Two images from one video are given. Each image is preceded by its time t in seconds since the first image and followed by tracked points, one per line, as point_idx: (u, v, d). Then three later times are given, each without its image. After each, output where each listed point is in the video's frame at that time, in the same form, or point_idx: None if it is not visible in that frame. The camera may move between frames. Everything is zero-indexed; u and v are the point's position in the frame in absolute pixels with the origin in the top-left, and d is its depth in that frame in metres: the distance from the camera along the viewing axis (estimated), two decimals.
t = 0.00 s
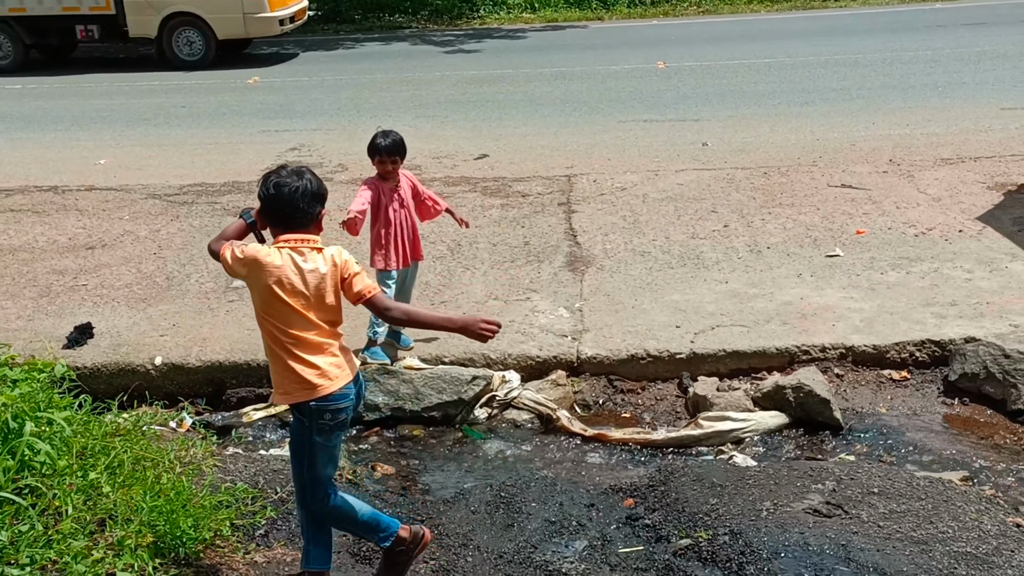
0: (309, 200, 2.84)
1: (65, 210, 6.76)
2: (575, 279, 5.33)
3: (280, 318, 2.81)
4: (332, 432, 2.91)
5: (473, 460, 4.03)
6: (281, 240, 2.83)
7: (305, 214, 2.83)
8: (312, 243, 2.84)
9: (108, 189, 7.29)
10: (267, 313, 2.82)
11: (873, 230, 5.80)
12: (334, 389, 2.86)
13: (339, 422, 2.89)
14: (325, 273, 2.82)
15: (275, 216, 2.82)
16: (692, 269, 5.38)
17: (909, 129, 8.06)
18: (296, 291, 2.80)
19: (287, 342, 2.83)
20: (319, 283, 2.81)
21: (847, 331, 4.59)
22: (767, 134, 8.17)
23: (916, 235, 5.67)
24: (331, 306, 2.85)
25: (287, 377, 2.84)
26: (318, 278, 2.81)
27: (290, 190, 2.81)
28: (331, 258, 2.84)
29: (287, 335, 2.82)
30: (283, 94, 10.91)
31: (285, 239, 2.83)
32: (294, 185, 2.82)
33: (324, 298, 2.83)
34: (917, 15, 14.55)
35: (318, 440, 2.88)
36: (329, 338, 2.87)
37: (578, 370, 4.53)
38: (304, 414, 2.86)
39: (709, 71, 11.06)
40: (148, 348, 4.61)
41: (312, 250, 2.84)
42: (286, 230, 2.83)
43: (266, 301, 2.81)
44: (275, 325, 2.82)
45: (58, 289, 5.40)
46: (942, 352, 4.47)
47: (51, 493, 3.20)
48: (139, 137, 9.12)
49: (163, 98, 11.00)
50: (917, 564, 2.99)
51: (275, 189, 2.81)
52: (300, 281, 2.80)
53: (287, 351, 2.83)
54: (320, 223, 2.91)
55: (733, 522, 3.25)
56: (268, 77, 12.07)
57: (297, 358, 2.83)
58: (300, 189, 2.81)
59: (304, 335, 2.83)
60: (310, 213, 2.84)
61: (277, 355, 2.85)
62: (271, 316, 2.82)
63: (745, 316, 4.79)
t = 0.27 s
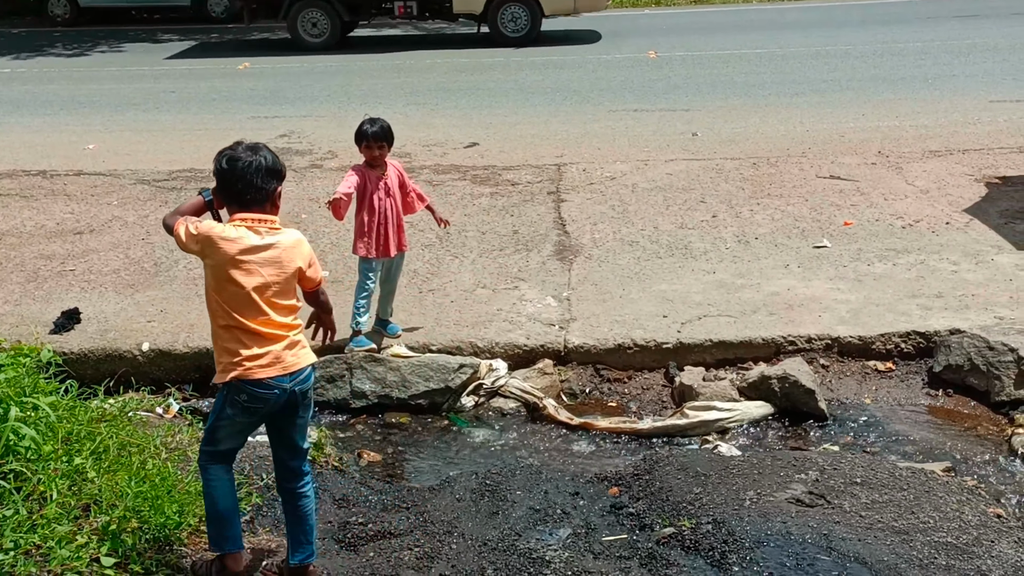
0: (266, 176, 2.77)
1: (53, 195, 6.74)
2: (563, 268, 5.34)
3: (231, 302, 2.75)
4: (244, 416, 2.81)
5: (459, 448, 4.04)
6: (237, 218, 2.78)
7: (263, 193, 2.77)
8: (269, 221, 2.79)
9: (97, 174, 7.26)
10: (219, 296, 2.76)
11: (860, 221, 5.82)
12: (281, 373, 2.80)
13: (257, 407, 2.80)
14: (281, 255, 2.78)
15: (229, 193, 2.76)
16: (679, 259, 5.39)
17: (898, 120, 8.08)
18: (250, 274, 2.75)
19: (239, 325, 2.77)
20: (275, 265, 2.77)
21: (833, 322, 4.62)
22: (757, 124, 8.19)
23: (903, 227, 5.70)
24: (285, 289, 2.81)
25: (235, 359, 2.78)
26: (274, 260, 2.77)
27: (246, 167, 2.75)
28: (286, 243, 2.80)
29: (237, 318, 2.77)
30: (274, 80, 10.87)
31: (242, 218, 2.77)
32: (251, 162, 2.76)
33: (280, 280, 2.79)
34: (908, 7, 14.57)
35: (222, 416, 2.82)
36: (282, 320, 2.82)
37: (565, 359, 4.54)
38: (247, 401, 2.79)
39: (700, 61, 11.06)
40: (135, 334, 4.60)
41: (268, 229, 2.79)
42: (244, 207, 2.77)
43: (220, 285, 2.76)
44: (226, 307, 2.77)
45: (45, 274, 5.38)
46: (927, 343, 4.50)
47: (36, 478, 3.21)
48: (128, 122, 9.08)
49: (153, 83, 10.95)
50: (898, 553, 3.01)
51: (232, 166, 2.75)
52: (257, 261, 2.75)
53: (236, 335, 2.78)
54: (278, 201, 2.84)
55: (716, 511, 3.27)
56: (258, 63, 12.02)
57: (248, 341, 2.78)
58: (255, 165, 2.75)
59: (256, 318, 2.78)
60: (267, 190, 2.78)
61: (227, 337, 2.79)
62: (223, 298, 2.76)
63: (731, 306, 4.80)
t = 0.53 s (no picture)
0: (236, 171, 2.72)
1: (47, 191, 6.72)
2: (557, 266, 5.34)
3: (185, 295, 2.71)
4: (202, 418, 2.78)
5: (452, 446, 4.03)
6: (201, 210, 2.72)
7: (231, 188, 2.72)
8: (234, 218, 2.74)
9: (91, 169, 7.24)
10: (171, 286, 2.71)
11: (855, 220, 5.83)
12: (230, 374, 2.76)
13: (203, 403, 2.76)
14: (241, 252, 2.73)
15: (193, 184, 2.70)
16: (674, 258, 5.39)
17: (893, 119, 8.09)
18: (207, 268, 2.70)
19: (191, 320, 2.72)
20: (236, 263, 2.72)
21: (827, 321, 4.62)
22: (752, 123, 8.19)
23: (897, 226, 5.70)
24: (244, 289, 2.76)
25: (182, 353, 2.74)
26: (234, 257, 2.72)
27: (218, 157, 2.70)
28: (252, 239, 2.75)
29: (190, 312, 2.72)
30: (269, 76, 10.85)
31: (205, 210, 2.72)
32: (224, 153, 2.70)
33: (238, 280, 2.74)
34: (903, 5, 14.58)
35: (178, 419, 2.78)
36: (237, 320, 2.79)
37: (559, 357, 4.54)
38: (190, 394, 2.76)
39: (695, 59, 11.07)
40: (128, 330, 4.59)
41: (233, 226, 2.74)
42: (210, 198, 2.71)
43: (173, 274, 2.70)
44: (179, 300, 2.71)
45: (39, 270, 5.37)
46: (920, 342, 4.50)
47: (27, 476, 3.22)
48: (123, 117, 9.06)
49: (148, 78, 10.93)
50: (890, 553, 3.02)
51: (202, 154, 2.69)
52: (215, 256, 2.70)
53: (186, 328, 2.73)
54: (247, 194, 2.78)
55: (709, 511, 3.27)
56: (253, 59, 12.00)
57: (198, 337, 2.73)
58: (223, 157, 2.69)
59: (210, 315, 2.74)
60: (237, 184, 2.72)
61: (176, 330, 2.73)
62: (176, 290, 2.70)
63: (725, 305, 4.80)
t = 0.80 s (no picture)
0: (230, 178, 2.70)
1: (46, 198, 6.72)
2: (556, 274, 5.34)
3: (175, 307, 2.71)
4: (193, 419, 2.80)
5: (450, 455, 4.02)
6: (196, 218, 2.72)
7: (222, 197, 2.69)
8: (228, 226, 2.71)
9: (90, 176, 7.24)
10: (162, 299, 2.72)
11: (854, 228, 5.83)
12: (221, 384, 2.78)
13: (192, 406, 2.80)
14: (229, 266, 2.70)
15: (190, 190, 2.70)
16: (673, 266, 5.39)
17: (892, 127, 8.10)
18: (197, 281, 2.70)
19: (181, 332, 2.74)
20: (223, 274, 2.70)
21: (826, 330, 4.61)
22: (751, 131, 8.20)
23: (896, 235, 5.70)
24: (232, 303, 2.72)
25: (178, 362, 2.78)
26: (222, 269, 2.70)
27: (213, 163, 2.68)
28: (241, 248, 2.71)
29: (181, 324, 2.73)
30: (268, 83, 10.86)
31: (199, 218, 2.71)
32: (217, 160, 2.69)
33: (225, 294, 2.71)
34: (902, 13, 14.61)
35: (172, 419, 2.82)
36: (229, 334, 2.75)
37: (557, 366, 4.53)
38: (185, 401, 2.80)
39: (695, 66, 11.08)
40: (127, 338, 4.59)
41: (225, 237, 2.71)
42: (204, 206, 2.70)
43: (164, 286, 2.71)
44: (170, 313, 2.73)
45: (37, 277, 5.36)
46: (919, 352, 4.50)
47: (23, 486, 3.21)
48: (122, 124, 9.06)
49: (147, 85, 10.93)
50: (889, 564, 3.01)
51: (197, 159, 2.69)
52: (203, 269, 2.69)
53: (179, 339, 2.75)
54: (246, 201, 2.75)
55: (708, 521, 3.26)
56: (253, 66, 12.01)
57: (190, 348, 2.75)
58: (220, 160, 2.68)
59: (199, 328, 2.73)
60: (231, 192, 2.70)
61: (170, 340, 2.76)
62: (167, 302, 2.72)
63: (724, 314, 4.80)
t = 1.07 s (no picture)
0: (242, 191, 2.73)
1: (49, 208, 6.73)
2: (559, 285, 5.34)
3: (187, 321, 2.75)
4: (210, 424, 2.88)
5: (453, 467, 4.02)
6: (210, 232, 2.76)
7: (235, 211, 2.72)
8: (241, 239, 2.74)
9: (93, 187, 7.26)
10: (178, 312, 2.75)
11: (857, 240, 5.82)
12: (234, 396, 2.81)
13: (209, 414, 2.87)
14: (241, 279, 2.72)
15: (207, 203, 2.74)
16: (676, 277, 5.38)
17: (895, 139, 8.09)
18: (210, 294, 2.72)
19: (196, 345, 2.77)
20: (234, 288, 2.72)
21: (829, 341, 4.61)
22: (754, 142, 8.20)
23: (900, 246, 5.69)
24: (244, 316, 2.73)
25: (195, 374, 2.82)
26: (234, 282, 2.72)
27: (227, 177, 2.72)
28: (252, 259, 2.73)
29: (196, 337, 2.76)
30: (272, 94, 10.89)
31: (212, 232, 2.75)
32: (230, 175, 2.72)
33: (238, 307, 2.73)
34: (905, 24, 14.62)
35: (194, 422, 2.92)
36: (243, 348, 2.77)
37: (560, 377, 4.53)
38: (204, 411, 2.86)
39: (698, 77, 11.09)
40: (129, 349, 4.59)
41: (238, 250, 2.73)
42: (218, 219, 2.73)
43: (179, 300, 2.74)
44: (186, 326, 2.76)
45: (40, 288, 5.37)
46: (923, 364, 4.49)
47: (25, 498, 3.20)
48: (126, 135, 9.08)
49: (151, 95, 10.97)
50: None
51: (212, 174, 2.73)
52: (216, 283, 2.72)
53: (195, 352, 2.78)
54: (260, 214, 2.77)
55: (710, 534, 3.25)
56: (257, 77, 12.04)
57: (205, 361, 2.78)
58: (233, 174, 2.72)
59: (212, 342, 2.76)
60: (243, 206, 2.73)
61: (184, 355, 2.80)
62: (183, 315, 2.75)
63: (727, 325, 4.79)
